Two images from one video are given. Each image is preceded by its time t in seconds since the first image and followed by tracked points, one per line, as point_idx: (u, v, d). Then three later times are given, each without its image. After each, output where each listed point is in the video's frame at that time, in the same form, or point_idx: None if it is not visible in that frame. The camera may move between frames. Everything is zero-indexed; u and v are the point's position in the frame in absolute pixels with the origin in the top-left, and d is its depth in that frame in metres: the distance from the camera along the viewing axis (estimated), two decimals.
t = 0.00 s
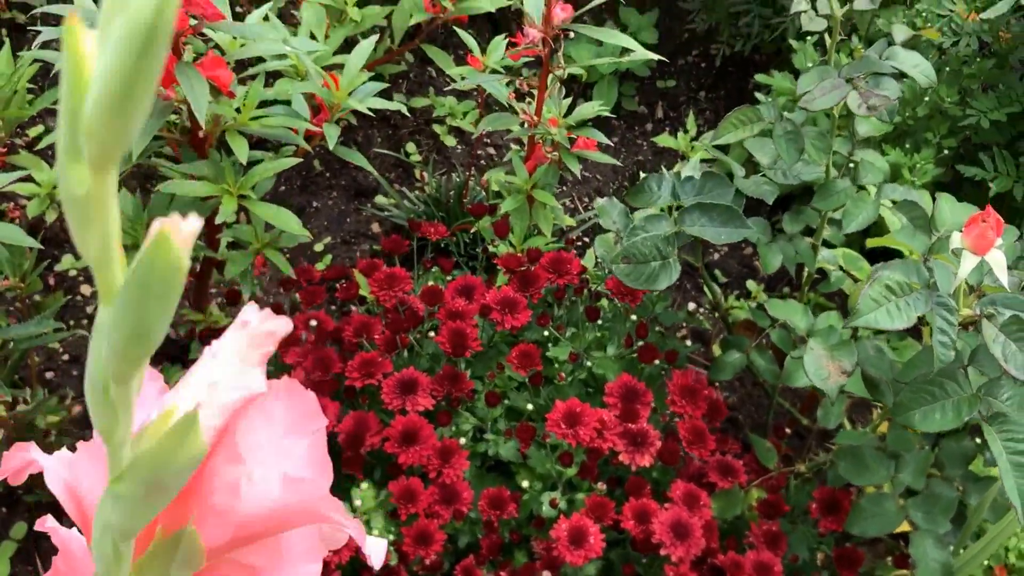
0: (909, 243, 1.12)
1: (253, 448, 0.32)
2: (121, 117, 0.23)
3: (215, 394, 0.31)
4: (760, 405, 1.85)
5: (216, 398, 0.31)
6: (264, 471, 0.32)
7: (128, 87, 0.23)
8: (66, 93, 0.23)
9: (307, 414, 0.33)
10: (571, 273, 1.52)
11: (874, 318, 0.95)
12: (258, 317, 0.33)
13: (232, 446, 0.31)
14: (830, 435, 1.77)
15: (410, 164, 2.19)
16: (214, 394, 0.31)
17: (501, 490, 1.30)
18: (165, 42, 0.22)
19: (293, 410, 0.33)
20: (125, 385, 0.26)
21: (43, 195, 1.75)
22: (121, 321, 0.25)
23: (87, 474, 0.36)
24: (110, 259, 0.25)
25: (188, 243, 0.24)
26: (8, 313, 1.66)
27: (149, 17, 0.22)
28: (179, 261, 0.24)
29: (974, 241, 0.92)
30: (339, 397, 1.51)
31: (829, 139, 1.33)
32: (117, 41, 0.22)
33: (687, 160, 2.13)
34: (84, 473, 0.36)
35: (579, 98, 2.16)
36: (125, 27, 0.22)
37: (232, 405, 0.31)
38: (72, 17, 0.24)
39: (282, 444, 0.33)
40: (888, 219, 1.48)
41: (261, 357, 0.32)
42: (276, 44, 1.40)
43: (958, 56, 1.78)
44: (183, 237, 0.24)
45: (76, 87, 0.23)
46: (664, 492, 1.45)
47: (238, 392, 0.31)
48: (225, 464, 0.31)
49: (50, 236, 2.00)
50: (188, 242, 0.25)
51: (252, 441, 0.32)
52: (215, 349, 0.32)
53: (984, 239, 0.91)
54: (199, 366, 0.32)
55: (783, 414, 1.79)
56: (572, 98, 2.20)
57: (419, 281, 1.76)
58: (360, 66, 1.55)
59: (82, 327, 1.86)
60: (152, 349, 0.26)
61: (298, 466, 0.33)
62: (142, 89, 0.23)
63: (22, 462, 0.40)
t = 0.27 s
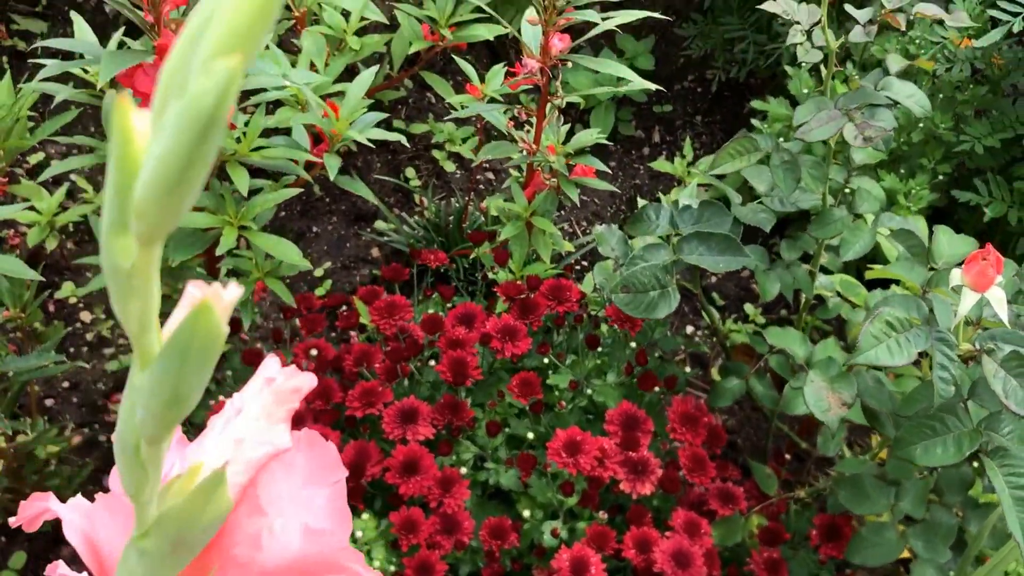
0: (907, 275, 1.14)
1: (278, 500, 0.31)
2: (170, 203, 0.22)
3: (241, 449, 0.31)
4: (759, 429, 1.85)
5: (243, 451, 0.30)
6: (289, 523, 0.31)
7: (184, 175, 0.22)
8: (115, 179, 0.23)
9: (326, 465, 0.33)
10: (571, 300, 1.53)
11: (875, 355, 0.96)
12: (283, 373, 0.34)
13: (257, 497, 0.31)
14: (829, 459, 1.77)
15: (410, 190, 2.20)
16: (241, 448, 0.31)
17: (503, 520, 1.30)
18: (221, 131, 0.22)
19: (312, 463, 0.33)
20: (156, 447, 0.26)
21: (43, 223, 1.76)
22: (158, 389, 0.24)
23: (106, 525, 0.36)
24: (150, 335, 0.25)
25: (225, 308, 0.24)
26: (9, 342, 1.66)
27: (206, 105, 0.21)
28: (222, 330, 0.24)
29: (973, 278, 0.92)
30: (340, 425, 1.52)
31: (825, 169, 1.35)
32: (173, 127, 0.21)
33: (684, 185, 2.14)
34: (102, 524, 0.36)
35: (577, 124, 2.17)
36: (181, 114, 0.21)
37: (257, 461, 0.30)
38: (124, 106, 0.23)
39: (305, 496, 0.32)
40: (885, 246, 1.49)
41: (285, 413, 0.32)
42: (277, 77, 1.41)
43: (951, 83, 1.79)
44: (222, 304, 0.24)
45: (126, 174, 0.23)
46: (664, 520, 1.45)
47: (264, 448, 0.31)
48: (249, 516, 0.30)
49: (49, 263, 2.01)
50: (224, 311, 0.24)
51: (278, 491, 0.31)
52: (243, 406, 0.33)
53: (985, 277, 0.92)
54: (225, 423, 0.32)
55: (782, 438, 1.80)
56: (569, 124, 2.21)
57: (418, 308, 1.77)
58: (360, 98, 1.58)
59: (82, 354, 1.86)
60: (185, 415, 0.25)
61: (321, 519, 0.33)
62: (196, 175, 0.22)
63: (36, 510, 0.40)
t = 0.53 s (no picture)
0: (903, 304, 1.15)
1: (287, 543, 0.31)
2: (201, 268, 0.22)
3: (255, 497, 0.30)
4: (757, 452, 1.86)
5: (257, 499, 0.30)
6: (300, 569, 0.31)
7: (217, 241, 0.22)
8: (146, 245, 0.23)
9: (337, 509, 0.32)
10: (569, 327, 1.54)
11: (870, 390, 0.97)
12: (299, 422, 0.33)
13: (268, 542, 0.30)
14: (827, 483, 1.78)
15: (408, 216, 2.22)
16: (255, 497, 0.30)
17: (502, 549, 1.30)
18: (254, 200, 0.22)
19: (322, 506, 0.32)
20: (174, 497, 0.26)
21: (44, 251, 1.77)
22: (180, 444, 0.25)
23: (117, 567, 0.34)
24: (173, 393, 0.25)
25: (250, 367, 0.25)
26: (9, 370, 1.67)
27: (238, 180, 0.21)
28: (243, 388, 0.24)
29: (968, 314, 0.91)
30: (339, 454, 1.52)
31: (821, 198, 1.36)
32: (205, 199, 0.21)
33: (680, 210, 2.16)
34: (113, 566, 0.34)
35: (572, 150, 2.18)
36: (212, 187, 0.21)
37: (272, 508, 0.30)
38: (157, 174, 0.24)
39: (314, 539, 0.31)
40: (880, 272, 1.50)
41: (301, 463, 0.32)
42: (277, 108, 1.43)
43: (944, 109, 1.81)
44: (246, 362, 0.24)
45: (157, 240, 0.23)
46: (663, 547, 1.46)
47: (277, 495, 0.30)
48: (260, 563, 0.30)
49: (49, 290, 2.01)
50: (247, 369, 0.25)
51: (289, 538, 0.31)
52: (255, 454, 0.33)
53: (978, 312, 0.91)
54: (240, 471, 0.32)
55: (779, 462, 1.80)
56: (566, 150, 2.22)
57: (417, 336, 1.78)
58: (359, 128, 1.60)
59: (81, 382, 1.87)
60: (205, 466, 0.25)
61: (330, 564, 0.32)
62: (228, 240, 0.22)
63: (46, 556, 0.40)
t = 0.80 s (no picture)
0: (899, 333, 1.17)
1: None
2: (207, 368, 0.23)
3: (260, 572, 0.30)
4: (754, 476, 1.86)
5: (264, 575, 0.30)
6: None
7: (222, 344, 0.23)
8: (151, 344, 0.24)
9: None
10: (567, 353, 1.55)
11: (865, 421, 0.98)
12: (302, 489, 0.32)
13: None
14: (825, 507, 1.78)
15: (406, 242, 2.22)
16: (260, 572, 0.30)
17: None
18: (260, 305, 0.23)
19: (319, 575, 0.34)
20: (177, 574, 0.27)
21: (43, 278, 1.78)
22: (183, 528, 0.26)
23: None
24: (177, 477, 0.27)
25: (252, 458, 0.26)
26: (9, 398, 1.67)
27: (245, 292, 0.22)
28: (247, 479, 0.26)
29: (963, 344, 0.92)
30: (339, 481, 1.52)
31: (816, 225, 1.37)
32: (209, 310, 0.22)
33: (677, 234, 2.18)
34: None
35: (569, 176, 2.20)
36: (219, 298, 0.22)
37: None
38: (164, 277, 0.25)
39: None
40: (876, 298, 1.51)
41: (305, 532, 0.31)
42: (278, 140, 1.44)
43: (937, 134, 1.84)
44: (249, 455, 0.26)
45: (164, 339, 0.24)
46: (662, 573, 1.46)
47: (282, 569, 0.30)
48: None
49: (48, 317, 2.02)
50: (250, 458, 0.26)
51: None
52: (259, 524, 0.32)
53: (973, 344, 0.92)
54: (241, 539, 0.31)
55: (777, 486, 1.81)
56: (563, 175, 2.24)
57: (416, 362, 1.79)
58: (359, 158, 1.62)
59: (80, 408, 1.87)
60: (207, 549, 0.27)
61: None
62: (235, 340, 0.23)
63: None
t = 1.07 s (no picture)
0: (895, 361, 1.18)
1: None
2: (171, 418, 0.24)
3: None
4: (751, 500, 1.87)
5: None
6: None
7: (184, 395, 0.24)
8: (117, 395, 0.25)
9: None
10: (565, 379, 1.56)
11: (865, 450, 0.99)
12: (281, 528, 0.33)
13: None
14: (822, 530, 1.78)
15: (403, 266, 2.23)
16: None
17: None
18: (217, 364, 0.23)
19: None
20: None
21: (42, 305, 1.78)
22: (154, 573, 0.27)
23: None
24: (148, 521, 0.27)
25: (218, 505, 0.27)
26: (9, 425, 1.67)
27: (200, 352, 0.22)
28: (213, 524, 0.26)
29: (958, 375, 0.93)
30: (338, 508, 1.53)
31: (812, 252, 1.39)
32: (167, 368, 0.23)
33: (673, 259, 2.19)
34: None
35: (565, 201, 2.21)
36: (177, 357, 0.23)
37: None
38: (126, 328, 0.25)
39: None
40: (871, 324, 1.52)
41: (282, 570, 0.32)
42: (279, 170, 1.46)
43: (930, 160, 1.85)
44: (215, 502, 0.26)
45: (129, 392, 0.25)
46: None
47: None
48: None
49: (48, 343, 2.03)
50: (219, 503, 0.27)
51: None
52: (238, 562, 0.32)
53: (970, 374, 0.93)
54: None
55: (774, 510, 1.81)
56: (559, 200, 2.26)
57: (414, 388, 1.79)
58: (357, 187, 1.65)
59: (80, 435, 1.87)
60: None
61: None
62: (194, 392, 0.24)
63: None
